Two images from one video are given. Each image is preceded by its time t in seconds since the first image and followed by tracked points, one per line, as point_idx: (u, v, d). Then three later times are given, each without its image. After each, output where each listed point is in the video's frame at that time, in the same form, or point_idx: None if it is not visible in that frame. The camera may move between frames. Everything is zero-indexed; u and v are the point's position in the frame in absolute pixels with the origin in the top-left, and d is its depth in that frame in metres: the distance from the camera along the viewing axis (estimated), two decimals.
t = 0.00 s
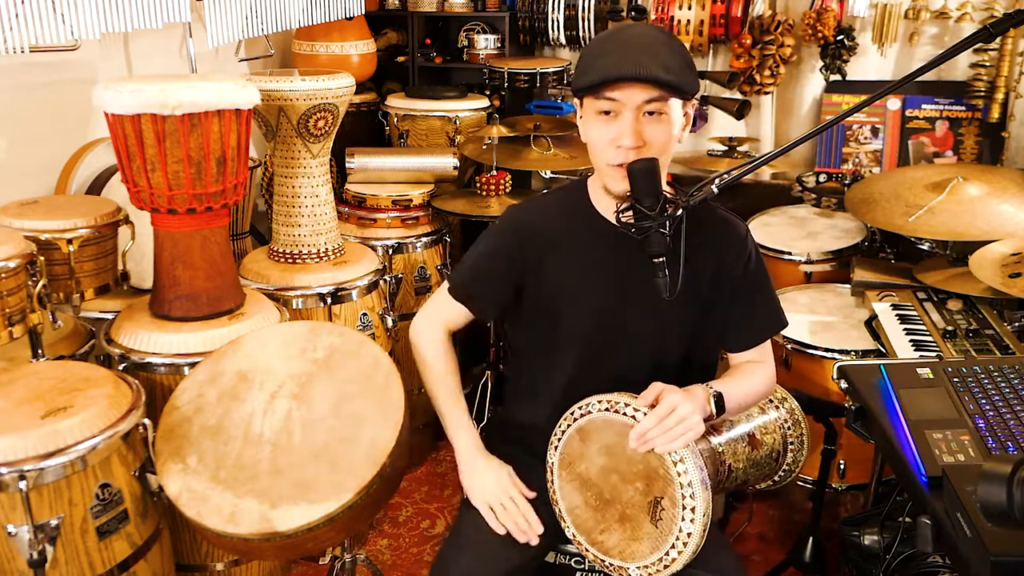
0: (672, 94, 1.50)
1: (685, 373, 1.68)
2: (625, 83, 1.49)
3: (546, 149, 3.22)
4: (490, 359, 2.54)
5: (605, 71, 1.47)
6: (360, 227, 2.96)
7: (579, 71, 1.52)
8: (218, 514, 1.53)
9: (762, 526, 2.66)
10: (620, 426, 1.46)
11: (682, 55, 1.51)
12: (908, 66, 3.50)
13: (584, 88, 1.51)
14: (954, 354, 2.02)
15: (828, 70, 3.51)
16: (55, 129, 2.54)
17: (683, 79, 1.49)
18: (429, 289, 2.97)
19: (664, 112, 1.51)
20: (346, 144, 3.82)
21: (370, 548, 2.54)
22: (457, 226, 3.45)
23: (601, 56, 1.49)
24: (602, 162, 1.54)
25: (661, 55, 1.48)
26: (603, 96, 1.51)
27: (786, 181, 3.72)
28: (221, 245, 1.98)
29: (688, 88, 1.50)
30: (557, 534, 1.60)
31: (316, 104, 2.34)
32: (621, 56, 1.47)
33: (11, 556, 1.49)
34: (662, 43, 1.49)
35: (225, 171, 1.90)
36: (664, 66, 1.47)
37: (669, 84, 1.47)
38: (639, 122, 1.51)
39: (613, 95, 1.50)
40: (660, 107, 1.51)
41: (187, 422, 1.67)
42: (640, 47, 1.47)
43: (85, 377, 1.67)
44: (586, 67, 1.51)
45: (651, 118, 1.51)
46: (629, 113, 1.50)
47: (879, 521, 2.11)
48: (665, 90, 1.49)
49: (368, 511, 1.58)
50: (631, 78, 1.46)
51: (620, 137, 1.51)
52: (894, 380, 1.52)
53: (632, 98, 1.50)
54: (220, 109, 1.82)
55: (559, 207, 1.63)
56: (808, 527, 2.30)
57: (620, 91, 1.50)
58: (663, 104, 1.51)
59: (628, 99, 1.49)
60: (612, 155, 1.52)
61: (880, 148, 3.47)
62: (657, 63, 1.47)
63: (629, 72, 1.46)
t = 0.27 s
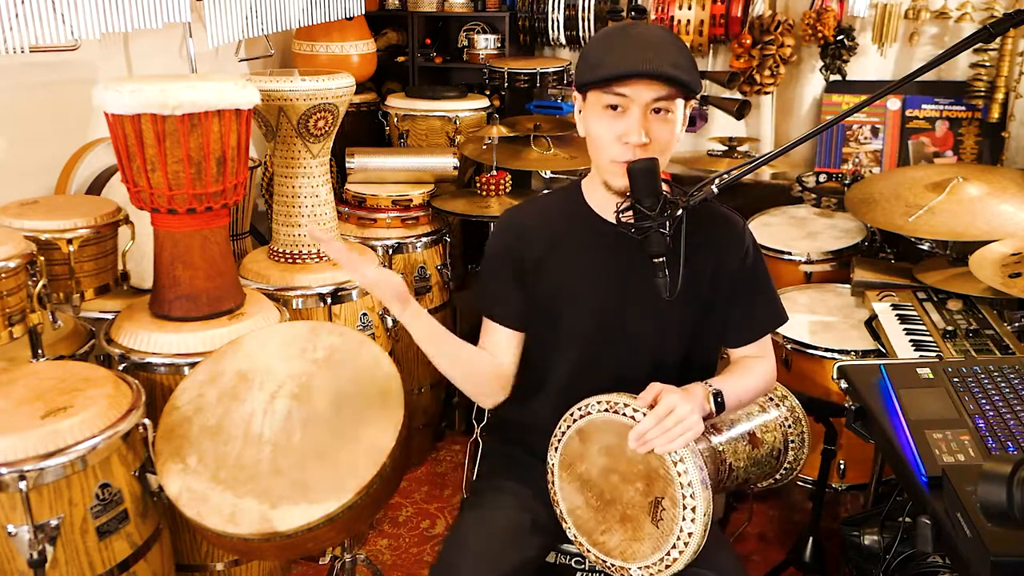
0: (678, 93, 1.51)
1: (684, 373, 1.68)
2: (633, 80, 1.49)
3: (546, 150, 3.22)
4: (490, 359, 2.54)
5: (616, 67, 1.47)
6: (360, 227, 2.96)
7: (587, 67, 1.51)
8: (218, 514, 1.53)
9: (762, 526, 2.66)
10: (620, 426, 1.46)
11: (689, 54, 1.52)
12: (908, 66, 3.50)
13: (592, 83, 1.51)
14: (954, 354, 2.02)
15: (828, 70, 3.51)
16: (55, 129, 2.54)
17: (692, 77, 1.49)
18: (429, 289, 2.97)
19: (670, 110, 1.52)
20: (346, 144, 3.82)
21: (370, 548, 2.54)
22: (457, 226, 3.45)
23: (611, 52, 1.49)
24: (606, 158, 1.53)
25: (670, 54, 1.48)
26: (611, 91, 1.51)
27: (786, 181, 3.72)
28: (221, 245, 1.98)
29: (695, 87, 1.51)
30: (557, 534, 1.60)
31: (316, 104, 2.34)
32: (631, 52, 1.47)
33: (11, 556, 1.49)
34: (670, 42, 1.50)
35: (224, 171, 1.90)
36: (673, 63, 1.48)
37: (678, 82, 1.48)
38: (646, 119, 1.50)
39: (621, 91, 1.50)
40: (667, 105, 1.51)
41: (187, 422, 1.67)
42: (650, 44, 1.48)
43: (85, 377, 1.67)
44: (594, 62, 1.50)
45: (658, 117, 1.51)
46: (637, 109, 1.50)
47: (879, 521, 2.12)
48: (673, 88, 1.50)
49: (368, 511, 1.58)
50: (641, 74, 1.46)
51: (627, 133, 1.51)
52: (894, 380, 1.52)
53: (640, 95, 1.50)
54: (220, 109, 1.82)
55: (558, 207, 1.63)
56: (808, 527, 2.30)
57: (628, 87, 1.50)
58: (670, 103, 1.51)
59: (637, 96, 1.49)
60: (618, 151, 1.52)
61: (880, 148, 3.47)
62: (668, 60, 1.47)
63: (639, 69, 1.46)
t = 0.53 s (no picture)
0: (677, 94, 1.51)
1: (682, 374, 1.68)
2: (632, 83, 1.48)
3: (546, 150, 3.22)
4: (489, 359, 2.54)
5: (614, 70, 1.47)
6: (360, 227, 2.96)
7: (585, 70, 1.51)
8: (218, 514, 1.53)
9: (762, 526, 2.66)
10: (621, 428, 1.46)
11: (686, 54, 1.52)
12: (908, 66, 3.50)
13: (590, 87, 1.51)
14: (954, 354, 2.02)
15: (828, 70, 3.51)
16: (55, 129, 2.54)
17: (690, 78, 1.49)
18: (429, 289, 2.97)
19: (669, 111, 1.51)
20: (346, 144, 3.82)
21: (370, 548, 2.54)
22: (457, 226, 3.45)
23: (608, 55, 1.49)
24: (606, 161, 1.53)
25: (668, 56, 1.48)
26: (609, 95, 1.50)
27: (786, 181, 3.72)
28: (221, 245, 1.98)
29: (693, 87, 1.51)
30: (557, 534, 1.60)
31: (315, 104, 2.34)
32: (629, 55, 1.47)
33: (10, 556, 1.49)
34: (667, 43, 1.50)
35: (225, 171, 1.90)
36: (671, 64, 1.48)
37: (676, 83, 1.48)
38: (645, 122, 1.50)
39: (619, 94, 1.50)
40: (665, 106, 1.51)
41: (187, 422, 1.67)
42: (648, 46, 1.48)
43: (85, 377, 1.67)
44: (592, 66, 1.50)
45: (657, 118, 1.51)
46: (635, 111, 1.50)
47: (879, 521, 2.12)
48: (671, 89, 1.50)
49: (369, 511, 1.58)
50: (640, 78, 1.46)
51: (626, 136, 1.51)
52: (894, 380, 1.52)
53: (639, 98, 1.49)
54: (220, 109, 1.82)
55: (557, 207, 1.62)
56: (808, 527, 2.30)
57: (626, 90, 1.49)
58: (668, 103, 1.51)
59: (636, 98, 1.49)
60: (617, 153, 1.52)
61: (880, 148, 3.47)
62: (666, 62, 1.47)
63: (637, 72, 1.46)
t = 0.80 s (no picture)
0: (680, 94, 1.51)
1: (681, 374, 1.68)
2: (638, 81, 1.48)
3: (546, 150, 3.22)
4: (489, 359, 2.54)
5: (621, 67, 1.47)
6: (360, 227, 2.96)
7: (590, 67, 1.51)
8: (218, 514, 1.53)
9: (762, 526, 2.66)
10: (615, 427, 1.46)
11: (689, 56, 1.53)
12: (908, 67, 3.50)
13: (595, 83, 1.50)
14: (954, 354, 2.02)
15: (828, 70, 3.51)
16: (55, 129, 2.54)
17: (695, 80, 1.50)
18: (429, 289, 2.97)
19: (671, 112, 1.52)
20: (346, 144, 3.82)
21: (370, 548, 2.54)
22: (457, 227, 3.45)
23: (614, 53, 1.49)
24: (607, 158, 1.53)
25: (672, 56, 1.49)
26: (614, 91, 1.50)
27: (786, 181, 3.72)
28: (221, 245, 1.98)
29: (697, 89, 1.52)
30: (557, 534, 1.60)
31: (316, 104, 2.34)
32: (635, 54, 1.47)
33: (10, 557, 1.49)
34: (671, 44, 1.50)
35: (225, 171, 1.90)
36: (677, 64, 1.48)
37: (681, 83, 1.48)
38: (648, 120, 1.50)
39: (624, 91, 1.49)
40: (669, 106, 1.51)
41: (187, 422, 1.67)
42: (653, 45, 1.48)
43: (85, 377, 1.67)
44: (598, 65, 1.50)
45: (660, 117, 1.51)
46: (640, 110, 1.50)
47: (879, 521, 2.11)
48: (675, 89, 1.50)
49: (369, 511, 1.57)
50: (647, 76, 1.46)
51: (629, 134, 1.50)
52: (894, 380, 1.52)
53: (644, 96, 1.49)
54: (221, 109, 1.82)
55: (557, 207, 1.62)
56: (808, 527, 2.30)
57: (632, 87, 1.49)
58: (671, 103, 1.51)
59: (641, 96, 1.49)
60: (620, 151, 1.51)
61: (880, 148, 3.47)
62: (671, 63, 1.47)
63: (644, 70, 1.46)
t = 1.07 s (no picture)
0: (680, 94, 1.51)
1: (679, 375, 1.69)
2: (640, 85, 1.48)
3: (546, 149, 3.22)
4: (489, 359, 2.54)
5: (623, 71, 1.46)
6: (360, 227, 2.96)
7: (590, 69, 1.49)
8: (218, 514, 1.53)
9: (762, 526, 2.66)
10: (612, 429, 1.46)
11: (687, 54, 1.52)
12: (908, 67, 3.50)
13: (596, 86, 1.49)
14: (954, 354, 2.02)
15: (828, 70, 3.51)
16: (55, 129, 2.54)
17: (695, 80, 1.50)
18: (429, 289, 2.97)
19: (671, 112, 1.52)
20: (346, 144, 3.82)
21: (370, 548, 2.54)
22: (457, 227, 3.45)
23: (615, 56, 1.48)
24: (609, 160, 1.53)
25: (672, 56, 1.48)
26: (616, 93, 1.49)
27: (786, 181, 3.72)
28: (221, 245, 1.98)
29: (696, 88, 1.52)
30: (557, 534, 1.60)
31: (315, 104, 2.34)
32: (635, 57, 1.46)
33: (10, 556, 1.49)
34: (670, 44, 1.50)
35: (225, 171, 1.90)
36: (676, 65, 1.47)
37: (682, 85, 1.48)
38: (649, 121, 1.50)
39: (626, 94, 1.49)
40: (668, 106, 1.51)
41: (187, 422, 1.67)
42: (653, 46, 1.47)
43: (85, 377, 1.67)
44: (598, 68, 1.49)
45: (660, 118, 1.52)
46: (641, 111, 1.50)
47: (879, 521, 2.11)
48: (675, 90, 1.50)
49: (369, 511, 1.58)
50: (649, 80, 1.45)
51: (631, 136, 1.50)
52: (894, 380, 1.52)
53: (646, 97, 1.49)
54: (220, 109, 1.82)
55: (557, 206, 1.62)
56: (808, 527, 2.30)
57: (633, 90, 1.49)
58: (671, 103, 1.52)
59: (644, 98, 1.48)
60: (622, 153, 1.52)
61: (880, 148, 3.47)
62: (672, 64, 1.47)
63: (645, 75, 1.45)
